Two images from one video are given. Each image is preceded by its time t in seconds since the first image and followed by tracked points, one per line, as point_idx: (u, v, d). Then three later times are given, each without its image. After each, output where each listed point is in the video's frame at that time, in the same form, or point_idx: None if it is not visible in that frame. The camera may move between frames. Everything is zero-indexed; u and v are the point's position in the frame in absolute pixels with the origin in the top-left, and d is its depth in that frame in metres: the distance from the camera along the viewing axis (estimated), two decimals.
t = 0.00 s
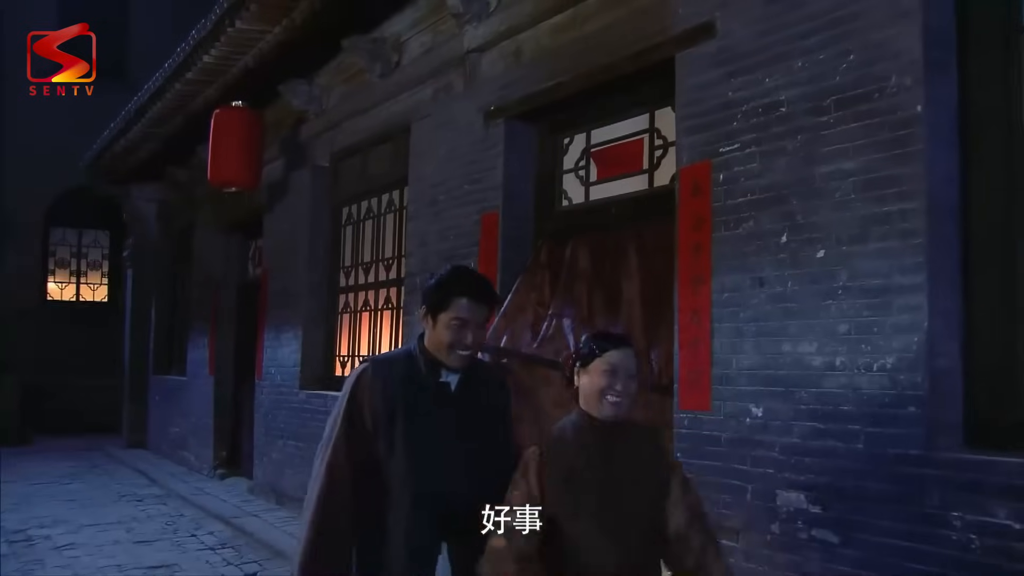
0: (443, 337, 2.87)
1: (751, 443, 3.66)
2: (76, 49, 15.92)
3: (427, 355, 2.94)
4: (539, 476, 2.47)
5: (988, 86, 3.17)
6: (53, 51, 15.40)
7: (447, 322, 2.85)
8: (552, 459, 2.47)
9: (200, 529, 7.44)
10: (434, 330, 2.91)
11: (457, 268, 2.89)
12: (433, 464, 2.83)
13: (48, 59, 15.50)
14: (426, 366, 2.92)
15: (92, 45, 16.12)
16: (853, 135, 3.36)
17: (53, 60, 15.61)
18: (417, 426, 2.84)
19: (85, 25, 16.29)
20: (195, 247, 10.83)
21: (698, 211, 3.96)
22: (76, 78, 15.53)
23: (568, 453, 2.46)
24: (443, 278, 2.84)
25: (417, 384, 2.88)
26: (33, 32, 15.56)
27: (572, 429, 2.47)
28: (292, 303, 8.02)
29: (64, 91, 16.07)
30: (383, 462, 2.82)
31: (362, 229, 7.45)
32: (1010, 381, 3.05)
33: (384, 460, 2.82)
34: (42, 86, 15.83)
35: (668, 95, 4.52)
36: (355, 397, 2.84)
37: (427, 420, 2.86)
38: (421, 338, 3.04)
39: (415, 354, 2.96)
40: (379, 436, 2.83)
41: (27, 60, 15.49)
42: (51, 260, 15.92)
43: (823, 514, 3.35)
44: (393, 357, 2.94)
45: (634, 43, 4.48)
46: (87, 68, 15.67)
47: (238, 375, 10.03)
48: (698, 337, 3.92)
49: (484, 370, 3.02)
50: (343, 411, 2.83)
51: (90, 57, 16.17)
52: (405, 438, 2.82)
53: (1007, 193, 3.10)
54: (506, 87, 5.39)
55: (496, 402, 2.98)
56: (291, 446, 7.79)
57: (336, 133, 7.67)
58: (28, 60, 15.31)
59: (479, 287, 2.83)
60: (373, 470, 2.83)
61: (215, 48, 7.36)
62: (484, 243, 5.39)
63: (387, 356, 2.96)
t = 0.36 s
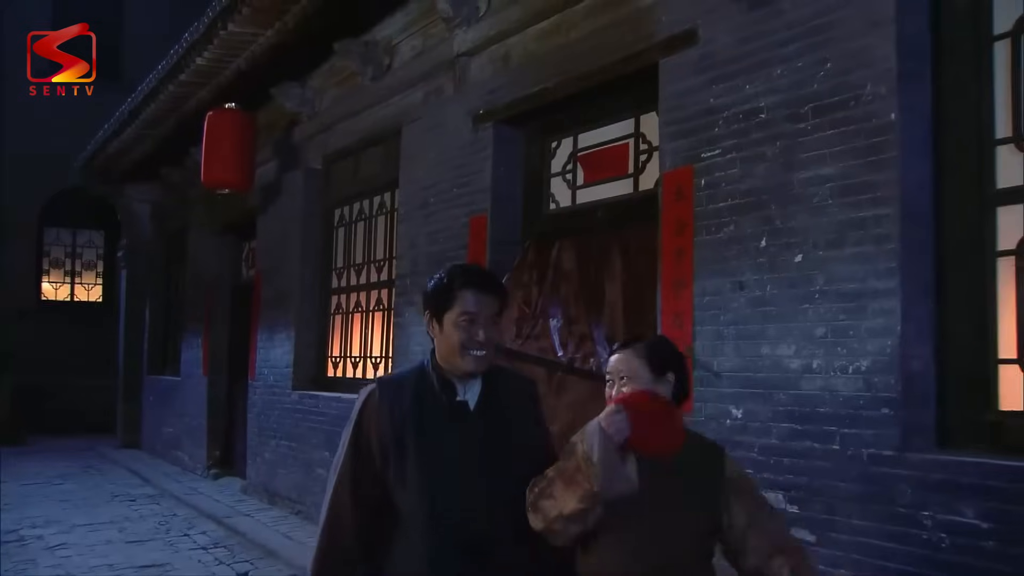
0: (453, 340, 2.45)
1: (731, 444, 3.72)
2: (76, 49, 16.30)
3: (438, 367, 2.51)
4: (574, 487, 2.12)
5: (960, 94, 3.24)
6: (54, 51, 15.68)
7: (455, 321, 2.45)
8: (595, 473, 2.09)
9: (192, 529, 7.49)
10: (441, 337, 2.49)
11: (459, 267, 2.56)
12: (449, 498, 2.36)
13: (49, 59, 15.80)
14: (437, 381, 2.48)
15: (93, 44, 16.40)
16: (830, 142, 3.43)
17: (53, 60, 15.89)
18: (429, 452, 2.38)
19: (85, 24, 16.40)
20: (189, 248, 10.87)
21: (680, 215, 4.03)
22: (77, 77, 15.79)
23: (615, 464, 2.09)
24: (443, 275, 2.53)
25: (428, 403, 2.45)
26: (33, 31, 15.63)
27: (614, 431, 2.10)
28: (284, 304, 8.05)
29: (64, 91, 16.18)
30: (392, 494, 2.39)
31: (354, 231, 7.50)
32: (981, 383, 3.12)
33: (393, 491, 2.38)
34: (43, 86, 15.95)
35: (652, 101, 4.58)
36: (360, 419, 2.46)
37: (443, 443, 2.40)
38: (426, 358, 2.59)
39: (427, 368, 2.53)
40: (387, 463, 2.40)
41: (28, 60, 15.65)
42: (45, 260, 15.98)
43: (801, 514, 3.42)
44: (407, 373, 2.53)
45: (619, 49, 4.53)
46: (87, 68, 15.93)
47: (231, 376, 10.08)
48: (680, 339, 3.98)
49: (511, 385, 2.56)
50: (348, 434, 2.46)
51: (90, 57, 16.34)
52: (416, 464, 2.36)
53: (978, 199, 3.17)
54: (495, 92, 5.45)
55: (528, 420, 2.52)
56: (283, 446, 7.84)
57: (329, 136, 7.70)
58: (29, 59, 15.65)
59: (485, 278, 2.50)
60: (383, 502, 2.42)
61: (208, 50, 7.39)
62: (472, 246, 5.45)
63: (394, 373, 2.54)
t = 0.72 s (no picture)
0: (489, 330, 2.26)
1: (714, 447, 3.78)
2: (76, 49, 16.35)
3: (464, 359, 2.31)
4: (596, 461, 2.10)
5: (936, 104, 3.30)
6: (53, 51, 15.81)
7: (493, 308, 2.26)
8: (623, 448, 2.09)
9: (185, 531, 7.53)
10: (471, 326, 2.30)
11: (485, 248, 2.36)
12: (479, 502, 2.16)
13: (48, 59, 15.95)
14: (463, 374, 2.28)
15: (92, 44, 16.47)
16: (809, 149, 3.49)
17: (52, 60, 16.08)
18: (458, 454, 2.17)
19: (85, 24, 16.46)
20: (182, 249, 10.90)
21: (663, 220, 4.08)
22: (76, 78, 16.09)
23: (641, 446, 2.08)
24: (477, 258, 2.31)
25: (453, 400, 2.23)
26: (33, 32, 15.72)
27: (650, 417, 2.12)
28: (277, 306, 8.08)
29: (64, 91, 16.25)
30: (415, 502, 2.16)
31: (346, 234, 7.54)
32: (955, 386, 3.18)
33: (421, 503, 2.14)
34: (42, 86, 16.01)
35: (637, 107, 4.62)
36: (376, 422, 2.21)
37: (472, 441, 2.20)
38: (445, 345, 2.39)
39: (447, 362, 2.31)
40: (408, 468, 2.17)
41: (28, 60, 15.73)
42: (38, 262, 16.01)
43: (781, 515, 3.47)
44: (423, 369, 2.30)
45: (605, 55, 4.57)
46: (87, 68, 16.12)
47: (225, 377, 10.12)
48: (664, 343, 4.03)
49: (532, 378, 2.40)
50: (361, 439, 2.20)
51: (90, 57, 16.39)
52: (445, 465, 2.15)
53: (952, 206, 3.23)
54: (484, 97, 5.49)
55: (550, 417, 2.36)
56: (276, 449, 7.88)
57: (321, 139, 7.73)
58: (30, 58, 15.80)
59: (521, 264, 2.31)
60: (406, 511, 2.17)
61: (200, 54, 7.40)
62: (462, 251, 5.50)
63: (410, 366, 2.32)
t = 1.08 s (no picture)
0: (556, 346, 2.07)
1: (699, 446, 3.84)
2: (76, 49, 16.37)
3: (521, 372, 2.09)
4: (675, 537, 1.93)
5: (914, 111, 3.37)
6: (53, 51, 15.95)
7: (566, 324, 2.07)
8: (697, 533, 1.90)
9: (183, 529, 7.61)
10: (536, 338, 2.08)
11: (558, 253, 2.16)
12: (540, 515, 2.00)
13: (48, 59, 16.05)
14: (525, 386, 2.08)
15: (92, 44, 16.48)
16: (793, 154, 3.56)
17: (53, 60, 16.18)
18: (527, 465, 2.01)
19: (85, 23, 16.55)
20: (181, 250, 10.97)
21: (650, 224, 4.15)
22: (76, 78, 16.20)
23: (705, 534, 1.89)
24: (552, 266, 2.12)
25: (515, 409, 2.03)
26: (33, 32, 15.82)
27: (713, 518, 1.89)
28: (275, 307, 8.15)
29: (64, 91, 16.34)
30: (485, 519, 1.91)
31: (342, 236, 7.60)
32: (934, 387, 3.24)
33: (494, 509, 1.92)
34: (43, 86, 16.08)
35: (627, 112, 4.70)
36: (444, 437, 1.91)
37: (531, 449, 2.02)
38: (494, 346, 2.14)
39: (496, 369, 2.07)
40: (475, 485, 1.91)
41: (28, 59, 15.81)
42: (39, 262, 16.08)
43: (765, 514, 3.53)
44: (467, 376, 2.04)
45: (596, 60, 4.63)
46: (87, 67, 16.22)
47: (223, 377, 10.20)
48: (651, 346, 4.10)
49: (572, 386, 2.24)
50: (430, 457, 1.89)
51: (90, 57, 16.42)
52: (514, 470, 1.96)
53: (931, 211, 3.29)
54: (477, 101, 5.55)
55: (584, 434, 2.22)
56: (273, 448, 7.96)
57: (319, 140, 7.79)
58: (29, 59, 15.83)
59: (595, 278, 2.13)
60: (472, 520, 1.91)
61: (198, 57, 7.45)
62: (454, 254, 5.57)
63: (459, 372, 2.06)
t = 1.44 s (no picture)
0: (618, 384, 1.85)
1: (683, 449, 3.94)
2: (76, 49, 16.57)
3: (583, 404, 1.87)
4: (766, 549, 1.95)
5: (890, 123, 3.47)
6: (53, 51, 16.18)
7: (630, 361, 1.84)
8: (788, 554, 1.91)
9: (184, 530, 7.71)
10: (600, 372, 1.87)
11: (638, 270, 1.89)
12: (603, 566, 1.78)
13: (48, 59, 16.31)
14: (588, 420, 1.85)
15: (92, 44, 16.67)
16: (772, 164, 3.66)
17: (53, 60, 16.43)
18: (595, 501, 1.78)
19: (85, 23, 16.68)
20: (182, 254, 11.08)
21: (636, 233, 4.26)
22: (76, 77, 16.45)
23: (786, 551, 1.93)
24: (626, 291, 1.84)
25: (582, 438, 1.81)
26: (33, 32, 15.96)
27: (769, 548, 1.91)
28: (274, 311, 8.25)
29: (64, 91, 16.45)
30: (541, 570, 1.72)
31: (340, 241, 7.70)
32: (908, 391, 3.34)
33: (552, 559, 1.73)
34: (42, 86, 16.22)
35: (614, 122, 4.81)
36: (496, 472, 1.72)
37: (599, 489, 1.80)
38: (562, 360, 1.99)
39: (560, 392, 1.88)
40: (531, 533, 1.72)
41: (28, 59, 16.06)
42: (44, 267, 16.16)
43: (746, 514, 3.63)
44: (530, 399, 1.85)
45: (584, 71, 4.74)
46: (87, 68, 16.43)
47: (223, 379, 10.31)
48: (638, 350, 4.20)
49: (641, 417, 2.01)
50: (479, 488, 1.71)
51: (90, 57, 16.61)
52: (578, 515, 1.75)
53: (905, 219, 3.39)
54: (471, 110, 5.66)
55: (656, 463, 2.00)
56: (273, 450, 8.06)
57: (317, 147, 7.89)
58: (28, 59, 16.12)
59: (676, 311, 1.84)
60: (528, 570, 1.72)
61: (198, 66, 7.57)
62: (448, 260, 5.67)
63: (517, 399, 1.85)
